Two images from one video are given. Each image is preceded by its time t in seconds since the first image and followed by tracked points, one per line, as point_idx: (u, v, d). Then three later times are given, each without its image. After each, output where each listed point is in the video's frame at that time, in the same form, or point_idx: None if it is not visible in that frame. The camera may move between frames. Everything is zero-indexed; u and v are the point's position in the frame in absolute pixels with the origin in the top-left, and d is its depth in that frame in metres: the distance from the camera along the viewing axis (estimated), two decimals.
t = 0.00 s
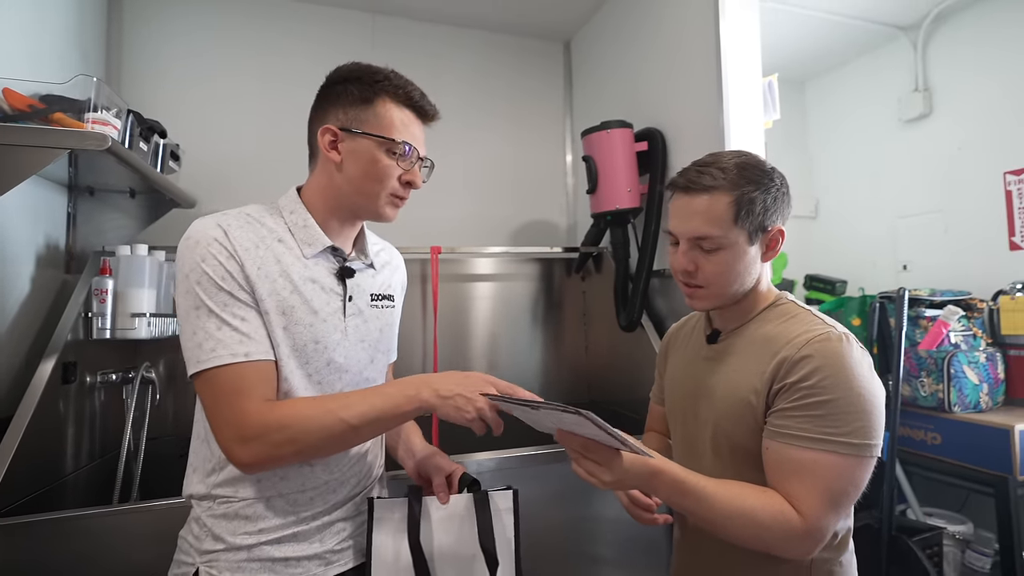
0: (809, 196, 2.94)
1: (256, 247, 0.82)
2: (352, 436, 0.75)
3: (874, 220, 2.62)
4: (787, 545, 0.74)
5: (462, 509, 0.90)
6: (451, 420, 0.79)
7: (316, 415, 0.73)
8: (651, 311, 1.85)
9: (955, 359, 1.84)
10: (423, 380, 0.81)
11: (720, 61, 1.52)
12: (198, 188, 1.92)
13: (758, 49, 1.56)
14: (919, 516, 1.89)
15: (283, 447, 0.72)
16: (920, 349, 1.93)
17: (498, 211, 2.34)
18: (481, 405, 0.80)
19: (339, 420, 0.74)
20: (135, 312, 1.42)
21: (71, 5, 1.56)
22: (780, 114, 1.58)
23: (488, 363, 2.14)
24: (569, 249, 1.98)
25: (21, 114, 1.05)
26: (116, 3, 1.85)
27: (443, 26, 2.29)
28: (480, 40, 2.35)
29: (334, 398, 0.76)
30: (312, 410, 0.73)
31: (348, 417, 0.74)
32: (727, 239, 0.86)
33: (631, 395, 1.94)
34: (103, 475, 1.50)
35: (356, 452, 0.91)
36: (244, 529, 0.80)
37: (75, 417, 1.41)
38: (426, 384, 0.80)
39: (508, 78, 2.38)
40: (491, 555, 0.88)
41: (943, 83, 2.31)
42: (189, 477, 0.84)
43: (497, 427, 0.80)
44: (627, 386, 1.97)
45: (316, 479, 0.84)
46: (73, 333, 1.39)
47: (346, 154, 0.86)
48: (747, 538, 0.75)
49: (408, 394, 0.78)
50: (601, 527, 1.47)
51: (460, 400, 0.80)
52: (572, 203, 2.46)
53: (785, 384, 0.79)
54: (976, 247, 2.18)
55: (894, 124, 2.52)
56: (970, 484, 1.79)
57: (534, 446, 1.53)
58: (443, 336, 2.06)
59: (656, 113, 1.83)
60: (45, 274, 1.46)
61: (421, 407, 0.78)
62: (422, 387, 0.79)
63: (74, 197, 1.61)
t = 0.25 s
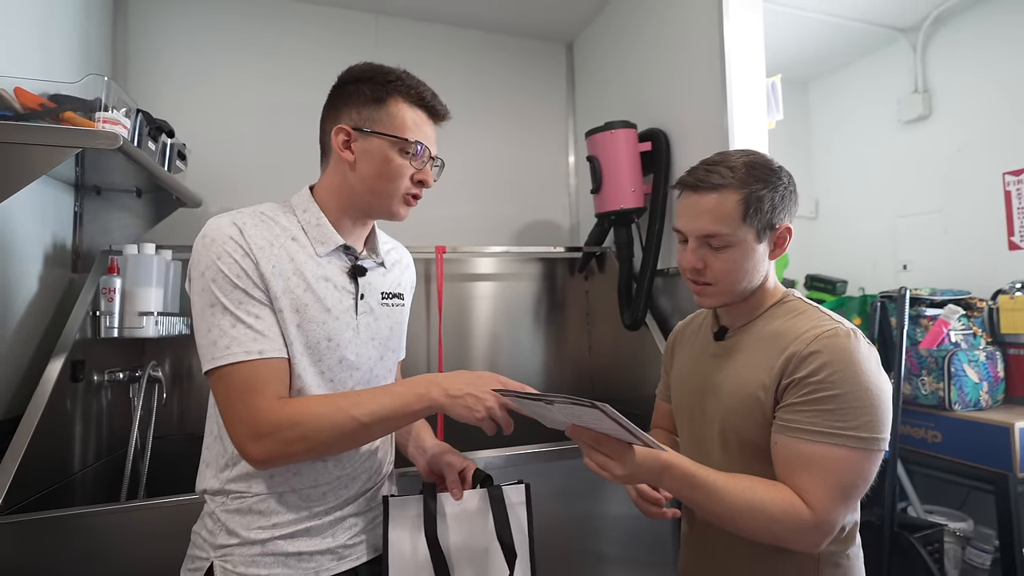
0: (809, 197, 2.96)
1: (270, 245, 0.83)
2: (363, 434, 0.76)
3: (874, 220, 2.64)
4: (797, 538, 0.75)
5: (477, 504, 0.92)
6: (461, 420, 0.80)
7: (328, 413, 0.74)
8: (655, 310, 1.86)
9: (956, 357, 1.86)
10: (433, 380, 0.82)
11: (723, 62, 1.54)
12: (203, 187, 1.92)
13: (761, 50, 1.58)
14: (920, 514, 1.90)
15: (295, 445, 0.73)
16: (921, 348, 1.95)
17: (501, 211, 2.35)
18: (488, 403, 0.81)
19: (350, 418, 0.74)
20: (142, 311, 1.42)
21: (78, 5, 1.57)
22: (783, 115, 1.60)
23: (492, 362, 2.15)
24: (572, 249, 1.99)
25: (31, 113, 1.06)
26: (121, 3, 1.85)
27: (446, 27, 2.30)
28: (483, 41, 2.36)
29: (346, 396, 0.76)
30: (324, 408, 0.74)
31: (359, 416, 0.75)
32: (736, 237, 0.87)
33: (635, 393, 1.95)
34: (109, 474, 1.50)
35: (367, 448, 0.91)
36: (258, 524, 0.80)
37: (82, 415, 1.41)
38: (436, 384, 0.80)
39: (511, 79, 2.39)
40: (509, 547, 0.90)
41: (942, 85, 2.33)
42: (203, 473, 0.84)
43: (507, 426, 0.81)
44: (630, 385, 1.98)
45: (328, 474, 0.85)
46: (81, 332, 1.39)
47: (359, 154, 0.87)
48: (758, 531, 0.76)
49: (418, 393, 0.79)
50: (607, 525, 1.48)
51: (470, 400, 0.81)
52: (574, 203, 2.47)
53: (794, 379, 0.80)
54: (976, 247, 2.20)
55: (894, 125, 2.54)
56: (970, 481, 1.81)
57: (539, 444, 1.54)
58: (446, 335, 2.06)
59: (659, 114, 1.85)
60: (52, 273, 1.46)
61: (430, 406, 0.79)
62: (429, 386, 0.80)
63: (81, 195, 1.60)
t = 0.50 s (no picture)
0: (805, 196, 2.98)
1: (276, 244, 0.83)
2: (360, 424, 0.74)
3: (869, 219, 2.66)
4: (799, 529, 0.76)
5: (480, 500, 0.93)
6: (459, 390, 0.78)
7: (320, 405, 0.72)
8: (654, 309, 1.87)
9: (951, 355, 1.88)
10: (426, 363, 0.78)
11: (723, 62, 1.55)
12: (203, 186, 1.92)
13: (759, 50, 1.59)
14: (916, 510, 1.92)
15: (289, 440, 0.72)
16: (916, 345, 1.97)
17: (500, 211, 2.36)
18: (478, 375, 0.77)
19: (342, 410, 0.73)
20: (144, 310, 1.42)
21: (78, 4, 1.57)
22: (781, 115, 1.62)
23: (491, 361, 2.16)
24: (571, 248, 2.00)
25: (34, 110, 1.05)
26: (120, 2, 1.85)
27: (445, 27, 2.31)
28: (482, 41, 2.37)
29: (340, 387, 0.75)
30: (320, 401, 0.72)
31: (353, 407, 0.73)
32: (738, 233, 0.89)
33: (634, 391, 1.97)
34: (110, 473, 1.50)
35: (373, 443, 0.91)
36: (264, 518, 0.80)
37: (83, 414, 1.41)
38: (427, 365, 0.77)
39: (510, 79, 2.40)
40: (513, 542, 0.90)
41: (937, 85, 2.36)
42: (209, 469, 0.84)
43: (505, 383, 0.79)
44: (629, 383, 1.99)
45: (335, 469, 0.85)
46: (82, 331, 1.39)
47: (364, 148, 0.88)
48: (761, 523, 0.77)
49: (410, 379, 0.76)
50: (608, 521, 1.49)
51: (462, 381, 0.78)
52: (573, 202, 2.48)
53: (796, 373, 0.81)
54: (970, 246, 2.22)
55: (889, 126, 2.56)
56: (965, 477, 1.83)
57: (540, 441, 1.55)
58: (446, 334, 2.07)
59: (658, 114, 1.86)
60: (53, 272, 1.46)
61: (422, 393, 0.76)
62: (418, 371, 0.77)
63: (81, 195, 1.62)
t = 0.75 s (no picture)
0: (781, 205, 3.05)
1: (259, 239, 0.80)
2: (308, 434, 0.69)
3: (842, 229, 2.75)
4: (774, 526, 0.78)
5: (461, 494, 0.93)
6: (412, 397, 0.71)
7: (266, 407, 0.68)
8: (634, 311, 1.90)
9: (916, 361, 1.95)
10: (381, 372, 0.71)
11: (707, 71, 1.59)
12: (181, 177, 1.89)
13: (742, 62, 1.64)
14: (881, 511, 1.99)
15: (231, 442, 0.67)
16: (884, 352, 2.05)
17: (483, 211, 2.37)
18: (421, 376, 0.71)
19: (288, 417, 0.68)
20: (120, 301, 1.39)
21: None
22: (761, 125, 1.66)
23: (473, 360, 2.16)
24: (554, 249, 2.02)
25: (11, 94, 1.01)
26: None
27: (433, 26, 2.31)
28: (470, 41, 2.38)
29: (289, 394, 0.70)
30: (265, 408, 0.68)
31: (301, 416, 0.68)
32: (721, 238, 0.91)
33: (613, 392, 2.00)
34: (79, 468, 1.46)
35: (358, 437, 0.92)
36: (246, 513, 0.79)
37: (52, 407, 1.37)
38: (382, 376, 0.71)
39: (497, 80, 2.42)
40: (496, 538, 0.90)
41: (909, 102, 2.44)
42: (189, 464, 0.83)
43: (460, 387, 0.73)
44: (609, 384, 2.02)
45: (318, 464, 0.84)
46: (53, 321, 1.35)
47: (355, 144, 0.87)
48: (738, 520, 0.79)
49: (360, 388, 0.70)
50: (585, 519, 1.51)
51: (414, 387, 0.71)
52: (556, 204, 2.50)
53: (773, 375, 0.84)
54: (936, 257, 2.31)
55: (863, 139, 2.64)
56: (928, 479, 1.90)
57: (520, 440, 1.56)
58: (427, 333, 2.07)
59: (643, 120, 1.89)
60: (24, 260, 1.42)
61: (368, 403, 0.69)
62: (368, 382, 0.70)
63: (55, 181, 1.57)
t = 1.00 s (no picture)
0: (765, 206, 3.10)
1: (238, 239, 0.76)
2: (252, 448, 0.68)
3: (824, 229, 2.80)
4: (764, 520, 0.80)
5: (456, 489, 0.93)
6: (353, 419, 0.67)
7: (207, 417, 0.66)
8: (623, 311, 1.91)
9: (897, 359, 1.99)
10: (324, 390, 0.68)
11: (694, 74, 1.60)
12: (165, 176, 1.86)
13: (728, 65, 1.66)
14: (863, 506, 2.03)
15: (173, 448, 0.66)
16: (866, 350, 2.08)
17: (472, 211, 2.37)
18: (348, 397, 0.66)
19: (226, 430, 0.66)
20: (103, 302, 1.37)
21: None
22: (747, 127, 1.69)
23: (462, 360, 2.16)
24: (543, 249, 2.02)
25: None
26: None
27: (420, 26, 2.30)
28: (458, 41, 2.38)
29: (236, 405, 0.68)
30: (210, 419, 0.66)
31: (242, 430, 0.66)
32: (710, 234, 0.93)
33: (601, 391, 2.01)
34: (61, 472, 1.43)
35: (347, 437, 0.91)
36: (237, 515, 0.78)
37: (32, 411, 1.33)
38: (325, 394, 0.68)
39: (486, 81, 2.42)
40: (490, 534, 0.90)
41: (888, 105, 2.50)
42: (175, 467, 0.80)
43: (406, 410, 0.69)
44: (597, 383, 2.03)
45: (307, 464, 0.83)
46: (34, 323, 1.32)
47: (340, 141, 0.83)
48: (728, 515, 0.80)
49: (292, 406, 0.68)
50: (576, 518, 1.51)
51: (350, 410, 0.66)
52: (544, 205, 2.51)
53: (762, 371, 0.85)
54: (914, 257, 2.37)
55: (844, 142, 2.69)
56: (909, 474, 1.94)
57: (510, 439, 1.56)
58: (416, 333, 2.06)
59: (630, 121, 1.91)
60: (4, 260, 1.38)
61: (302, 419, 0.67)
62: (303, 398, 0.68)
63: (34, 179, 1.52)
